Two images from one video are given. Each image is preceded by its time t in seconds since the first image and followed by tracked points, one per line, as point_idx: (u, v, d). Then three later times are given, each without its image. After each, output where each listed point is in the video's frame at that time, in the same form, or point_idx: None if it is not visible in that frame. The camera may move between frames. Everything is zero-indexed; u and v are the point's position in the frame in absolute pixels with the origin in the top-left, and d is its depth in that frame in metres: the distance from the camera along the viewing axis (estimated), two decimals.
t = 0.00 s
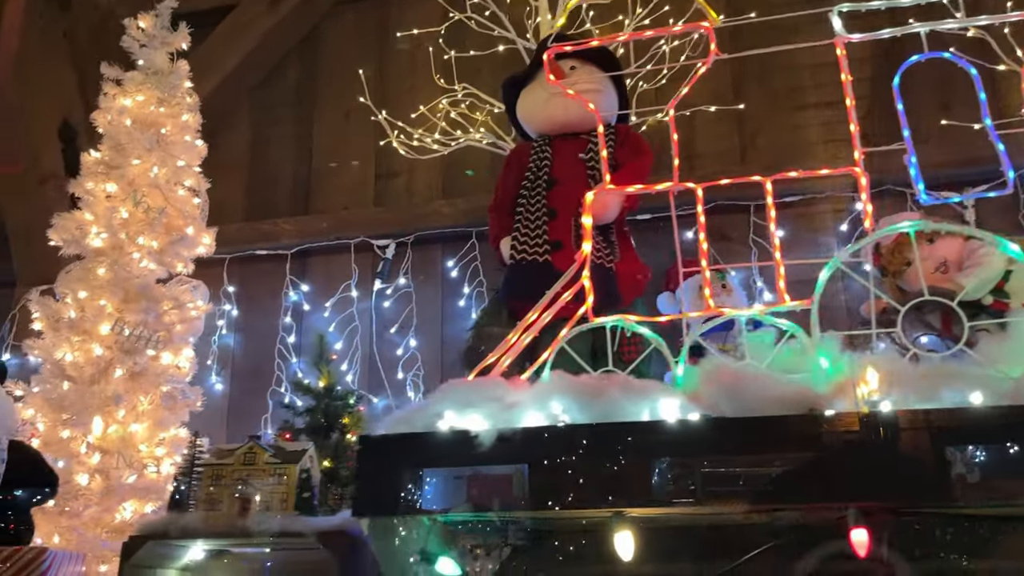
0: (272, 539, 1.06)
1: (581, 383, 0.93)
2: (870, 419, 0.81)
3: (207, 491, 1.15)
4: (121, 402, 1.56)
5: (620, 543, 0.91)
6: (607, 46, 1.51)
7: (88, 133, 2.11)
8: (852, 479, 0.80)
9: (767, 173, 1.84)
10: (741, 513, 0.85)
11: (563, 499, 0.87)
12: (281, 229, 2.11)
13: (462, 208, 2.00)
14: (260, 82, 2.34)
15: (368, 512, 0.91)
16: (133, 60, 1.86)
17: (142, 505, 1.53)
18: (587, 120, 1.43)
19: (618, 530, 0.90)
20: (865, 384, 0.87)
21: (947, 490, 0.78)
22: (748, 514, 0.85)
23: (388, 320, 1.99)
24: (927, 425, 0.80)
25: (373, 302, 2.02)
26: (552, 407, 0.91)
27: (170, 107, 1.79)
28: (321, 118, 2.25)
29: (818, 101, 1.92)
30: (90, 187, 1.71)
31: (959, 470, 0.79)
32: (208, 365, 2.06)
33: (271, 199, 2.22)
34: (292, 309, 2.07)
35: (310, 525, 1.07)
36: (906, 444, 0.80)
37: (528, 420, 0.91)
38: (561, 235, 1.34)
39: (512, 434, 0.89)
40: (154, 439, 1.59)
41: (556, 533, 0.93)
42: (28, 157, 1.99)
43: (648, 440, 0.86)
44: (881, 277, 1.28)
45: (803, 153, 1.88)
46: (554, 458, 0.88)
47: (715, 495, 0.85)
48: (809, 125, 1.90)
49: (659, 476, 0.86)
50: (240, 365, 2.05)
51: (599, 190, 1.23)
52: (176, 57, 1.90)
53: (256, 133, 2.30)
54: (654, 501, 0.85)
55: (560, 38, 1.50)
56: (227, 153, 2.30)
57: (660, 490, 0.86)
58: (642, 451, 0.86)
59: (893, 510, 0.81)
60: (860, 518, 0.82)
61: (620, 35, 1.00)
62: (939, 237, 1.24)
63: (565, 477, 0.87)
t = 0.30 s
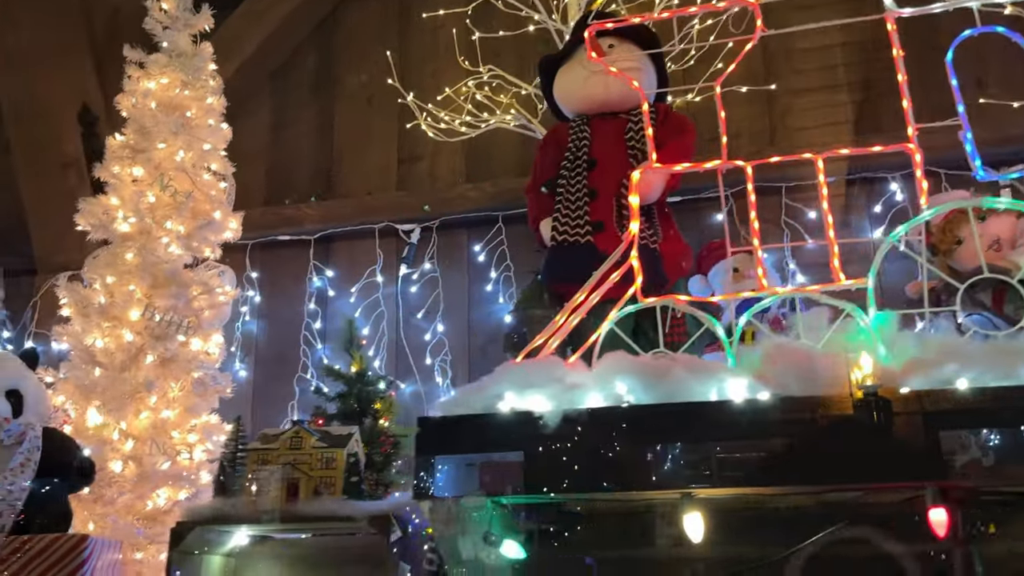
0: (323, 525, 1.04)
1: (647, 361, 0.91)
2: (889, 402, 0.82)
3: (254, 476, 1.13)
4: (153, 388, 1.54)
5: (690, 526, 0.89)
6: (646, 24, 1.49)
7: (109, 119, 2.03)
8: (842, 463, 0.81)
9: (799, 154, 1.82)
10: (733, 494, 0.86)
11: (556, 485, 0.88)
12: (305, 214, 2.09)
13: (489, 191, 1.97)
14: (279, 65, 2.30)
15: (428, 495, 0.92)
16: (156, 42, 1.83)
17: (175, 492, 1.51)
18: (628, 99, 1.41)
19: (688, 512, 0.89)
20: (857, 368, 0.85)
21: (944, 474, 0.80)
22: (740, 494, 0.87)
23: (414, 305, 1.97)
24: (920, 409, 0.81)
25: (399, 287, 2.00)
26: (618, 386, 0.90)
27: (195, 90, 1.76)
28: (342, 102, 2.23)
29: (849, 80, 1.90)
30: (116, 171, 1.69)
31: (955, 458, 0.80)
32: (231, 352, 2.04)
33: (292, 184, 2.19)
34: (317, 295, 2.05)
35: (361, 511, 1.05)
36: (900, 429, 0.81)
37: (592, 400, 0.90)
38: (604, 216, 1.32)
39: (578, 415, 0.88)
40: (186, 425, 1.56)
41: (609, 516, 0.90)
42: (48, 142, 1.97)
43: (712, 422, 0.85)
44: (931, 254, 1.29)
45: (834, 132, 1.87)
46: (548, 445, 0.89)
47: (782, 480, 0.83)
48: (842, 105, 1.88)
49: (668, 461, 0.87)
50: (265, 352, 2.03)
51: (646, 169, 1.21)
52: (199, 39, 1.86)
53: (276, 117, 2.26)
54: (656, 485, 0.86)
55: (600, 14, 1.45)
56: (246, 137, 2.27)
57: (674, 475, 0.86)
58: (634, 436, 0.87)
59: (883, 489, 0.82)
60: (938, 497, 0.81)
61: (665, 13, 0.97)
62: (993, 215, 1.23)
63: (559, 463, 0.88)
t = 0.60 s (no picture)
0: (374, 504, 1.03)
1: (714, 336, 0.89)
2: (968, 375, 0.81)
3: (301, 458, 1.12)
4: (186, 370, 1.52)
5: (760, 501, 0.88)
6: None
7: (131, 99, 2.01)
8: (860, 447, 0.81)
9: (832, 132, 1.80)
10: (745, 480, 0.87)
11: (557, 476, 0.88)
12: (329, 197, 2.07)
13: (516, 172, 1.95)
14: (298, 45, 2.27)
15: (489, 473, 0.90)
16: (180, 21, 1.80)
17: (209, 475, 1.50)
18: (669, 74, 1.38)
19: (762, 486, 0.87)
20: (854, 351, 0.84)
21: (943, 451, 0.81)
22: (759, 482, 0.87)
23: (441, 288, 1.95)
24: (918, 391, 0.81)
25: (425, 270, 1.98)
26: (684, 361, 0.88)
27: (220, 69, 1.73)
28: (364, 82, 2.20)
29: (881, 57, 1.89)
30: (144, 151, 1.66)
31: (952, 434, 0.81)
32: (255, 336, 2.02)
33: (315, 165, 2.17)
34: (342, 278, 2.03)
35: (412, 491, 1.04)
36: (895, 409, 0.81)
37: (657, 376, 0.88)
38: (647, 192, 1.29)
39: (644, 391, 0.86)
40: (219, 408, 1.55)
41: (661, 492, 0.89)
42: (70, 123, 1.95)
43: (780, 401, 0.84)
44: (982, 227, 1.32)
45: (866, 109, 1.85)
46: (546, 429, 0.88)
47: (839, 455, 0.82)
48: (874, 83, 1.87)
49: (682, 445, 0.91)
50: (289, 335, 2.01)
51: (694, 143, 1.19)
52: (224, 18, 1.84)
53: (296, 98, 2.23)
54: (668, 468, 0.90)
55: None
56: (265, 118, 2.24)
57: (688, 459, 0.91)
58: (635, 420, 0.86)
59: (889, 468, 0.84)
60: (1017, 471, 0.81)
61: None
62: None
63: (557, 447, 0.88)
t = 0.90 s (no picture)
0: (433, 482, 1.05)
1: (785, 310, 0.88)
2: None
3: (353, 435, 1.12)
4: (224, 350, 1.51)
5: (835, 475, 0.90)
6: None
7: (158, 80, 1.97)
8: (938, 420, 0.80)
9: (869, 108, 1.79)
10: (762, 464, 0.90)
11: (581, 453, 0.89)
12: (357, 177, 2.05)
13: (546, 151, 1.94)
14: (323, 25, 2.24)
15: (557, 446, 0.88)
16: None
17: (249, 456, 1.50)
18: (714, 48, 1.37)
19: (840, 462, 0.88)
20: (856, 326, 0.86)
21: (956, 433, 0.80)
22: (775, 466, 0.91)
23: (471, 268, 1.94)
24: (921, 370, 0.81)
25: (455, 251, 1.96)
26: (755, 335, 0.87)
27: (251, 48, 1.71)
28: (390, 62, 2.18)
29: (916, 32, 1.87)
30: (177, 131, 1.65)
31: (968, 417, 0.79)
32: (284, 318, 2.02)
33: (341, 146, 2.15)
34: (370, 260, 2.02)
35: (469, 469, 1.08)
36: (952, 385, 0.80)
37: (728, 351, 0.87)
38: (694, 168, 1.29)
39: (715, 365, 0.85)
40: (256, 388, 1.55)
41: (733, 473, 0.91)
42: (97, 104, 1.93)
43: (854, 373, 0.82)
44: None
45: (902, 86, 1.83)
46: (547, 412, 0.89)
47: (922, 429, 0.80)
48: (910, 58, 1.85)
49: (698, 428, 0.85)
50: (319, 317, 2.00)
51: (745, 118, 1.19)
52: None
53: (322, 78, 2.21)
54: (684, 450, 0.85)
55: None
56: (290, 99, 2.22)
57: (705, 441, 0.85)
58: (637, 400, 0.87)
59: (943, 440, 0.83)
60: None
61: None
62: None
63: (558, 430, 0.88)
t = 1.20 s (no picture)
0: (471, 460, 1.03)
1: (852, 279, 0.86)
2: None
3: (399, 409, 1.12)
4: (257, 328, 1.49)
5: (905, 446, 0.87)
6: None
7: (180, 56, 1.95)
8: (1011, 390, 0.78)
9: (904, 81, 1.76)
10: (805, 439, 0.88)
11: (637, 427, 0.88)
12: (382, 155, 2.02)
13: (574, 127, 1.91)
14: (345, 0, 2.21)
15: (617, 419, 0.86)
16: None
17: (282, 434, 1.49)
18: (757, 17, 1.35)
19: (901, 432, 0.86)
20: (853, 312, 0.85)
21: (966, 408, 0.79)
22: (808, 443, 0.89)
23: (498, 246, 1.92)
24: (995, 338, 0.79)
25: (482, 229, 1.94)
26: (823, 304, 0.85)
27: (278, 22, 1.69)
28: (414, 38, 2.15)
29: (952, 3, 1.84)
30: (205, 107, 1.63)
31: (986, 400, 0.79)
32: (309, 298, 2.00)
33: (365, 123, 2.12)
34: (396, 239, 2.00)
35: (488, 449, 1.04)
36: None
37: (800, 320, 0.85)
38: (738, 140, 1.27)
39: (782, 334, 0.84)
40: (289, 366, 1.53)
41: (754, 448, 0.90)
42: (119, 80, 1.90)
43: (923, 341, 0.80)
44: None
45: (937, 59, 1.80)
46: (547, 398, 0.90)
47: (996, 399, 0.79)
48: (945, 30, 1.82)
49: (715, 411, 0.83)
50: (345, 296, 1.99)
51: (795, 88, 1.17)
52: None
53: (344, 54, 2.19)
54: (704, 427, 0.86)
55: None
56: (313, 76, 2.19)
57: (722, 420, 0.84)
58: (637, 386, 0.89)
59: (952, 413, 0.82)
60: None
61: None
62: None
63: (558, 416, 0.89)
